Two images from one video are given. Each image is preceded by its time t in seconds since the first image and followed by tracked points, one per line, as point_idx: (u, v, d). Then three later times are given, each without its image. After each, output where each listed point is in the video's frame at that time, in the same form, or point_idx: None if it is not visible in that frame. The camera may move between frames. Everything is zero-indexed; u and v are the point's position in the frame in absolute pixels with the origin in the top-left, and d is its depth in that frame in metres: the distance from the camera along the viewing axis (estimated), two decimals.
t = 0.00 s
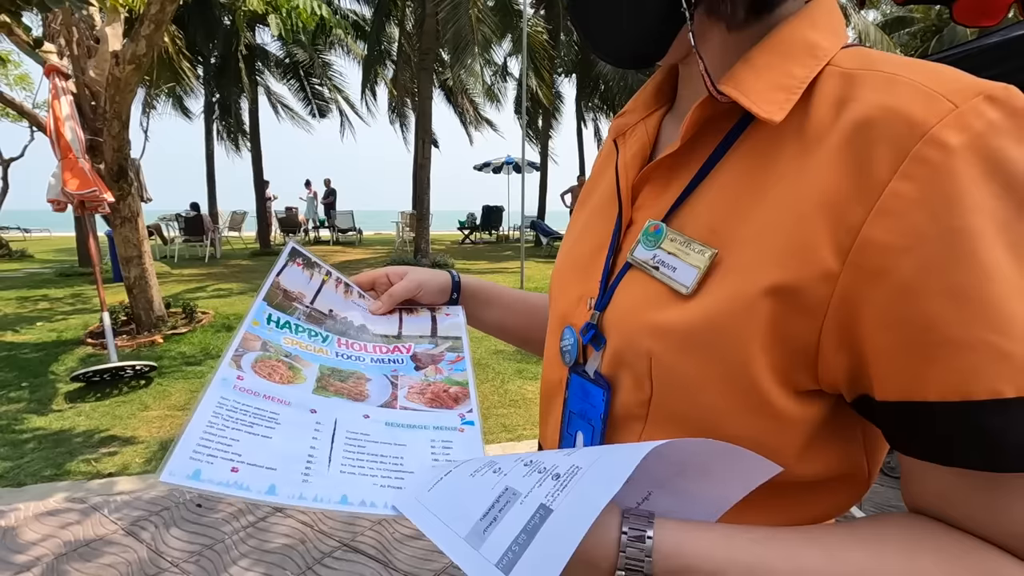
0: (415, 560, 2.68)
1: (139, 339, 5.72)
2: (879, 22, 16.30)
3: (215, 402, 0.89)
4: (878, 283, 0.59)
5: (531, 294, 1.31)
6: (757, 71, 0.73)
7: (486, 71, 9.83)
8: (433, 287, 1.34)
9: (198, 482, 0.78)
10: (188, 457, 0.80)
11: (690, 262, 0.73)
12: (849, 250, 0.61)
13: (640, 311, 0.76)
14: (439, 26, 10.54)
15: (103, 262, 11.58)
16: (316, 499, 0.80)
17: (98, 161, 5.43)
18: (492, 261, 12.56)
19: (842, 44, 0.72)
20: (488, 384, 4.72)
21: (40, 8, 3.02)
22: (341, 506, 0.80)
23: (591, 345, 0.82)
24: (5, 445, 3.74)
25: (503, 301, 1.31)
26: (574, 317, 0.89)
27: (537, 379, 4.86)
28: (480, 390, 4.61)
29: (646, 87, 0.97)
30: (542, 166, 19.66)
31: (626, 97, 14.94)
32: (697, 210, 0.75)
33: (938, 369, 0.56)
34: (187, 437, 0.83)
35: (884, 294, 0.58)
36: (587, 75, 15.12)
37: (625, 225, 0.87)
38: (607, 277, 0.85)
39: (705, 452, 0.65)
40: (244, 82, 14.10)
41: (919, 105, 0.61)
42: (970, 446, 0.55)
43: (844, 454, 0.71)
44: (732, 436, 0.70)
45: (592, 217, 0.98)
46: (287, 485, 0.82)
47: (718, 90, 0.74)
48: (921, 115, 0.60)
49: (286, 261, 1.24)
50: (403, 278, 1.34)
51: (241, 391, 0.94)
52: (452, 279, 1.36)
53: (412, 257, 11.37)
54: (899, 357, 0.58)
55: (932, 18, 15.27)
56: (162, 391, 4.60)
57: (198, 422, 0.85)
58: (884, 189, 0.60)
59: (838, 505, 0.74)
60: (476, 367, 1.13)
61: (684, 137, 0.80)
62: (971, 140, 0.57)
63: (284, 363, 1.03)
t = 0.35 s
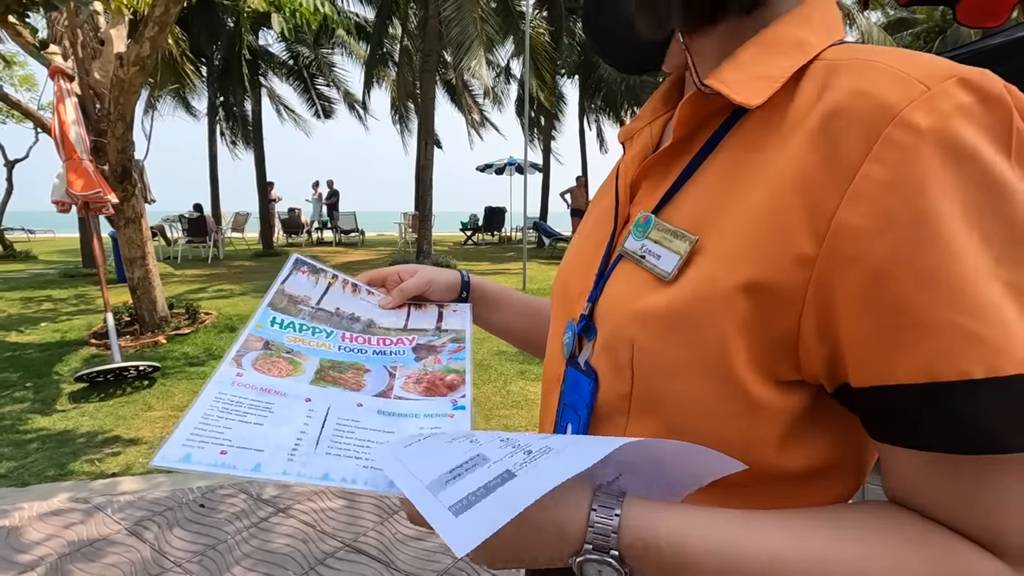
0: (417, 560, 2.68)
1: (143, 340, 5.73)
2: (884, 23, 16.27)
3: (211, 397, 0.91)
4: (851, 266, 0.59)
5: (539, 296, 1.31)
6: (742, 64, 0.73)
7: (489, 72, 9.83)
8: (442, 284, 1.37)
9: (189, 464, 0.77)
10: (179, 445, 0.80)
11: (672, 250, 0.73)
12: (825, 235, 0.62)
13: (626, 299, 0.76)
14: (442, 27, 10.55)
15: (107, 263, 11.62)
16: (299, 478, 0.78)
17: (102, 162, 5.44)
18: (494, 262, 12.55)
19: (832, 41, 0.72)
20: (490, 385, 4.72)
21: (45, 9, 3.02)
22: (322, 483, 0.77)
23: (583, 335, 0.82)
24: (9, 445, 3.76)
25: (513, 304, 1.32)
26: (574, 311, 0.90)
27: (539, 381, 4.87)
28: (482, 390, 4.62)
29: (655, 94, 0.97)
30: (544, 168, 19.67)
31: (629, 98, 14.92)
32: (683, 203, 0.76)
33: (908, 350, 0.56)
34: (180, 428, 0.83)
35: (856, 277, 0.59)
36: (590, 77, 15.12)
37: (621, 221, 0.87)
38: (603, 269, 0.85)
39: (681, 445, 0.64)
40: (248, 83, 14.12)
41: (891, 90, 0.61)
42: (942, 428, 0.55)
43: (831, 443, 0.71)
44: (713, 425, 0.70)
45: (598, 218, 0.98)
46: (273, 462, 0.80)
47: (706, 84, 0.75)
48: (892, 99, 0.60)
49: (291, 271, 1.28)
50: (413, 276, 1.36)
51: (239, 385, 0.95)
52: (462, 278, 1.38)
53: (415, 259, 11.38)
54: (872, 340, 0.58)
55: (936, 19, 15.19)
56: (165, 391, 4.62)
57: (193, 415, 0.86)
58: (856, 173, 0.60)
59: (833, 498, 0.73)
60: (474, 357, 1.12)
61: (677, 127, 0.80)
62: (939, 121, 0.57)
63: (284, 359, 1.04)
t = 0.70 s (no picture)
0: (418, 564, 2.68)
1: (145, 342, 5.75)
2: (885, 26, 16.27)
3: (198, 396, 0.91)
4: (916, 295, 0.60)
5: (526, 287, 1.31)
6: (803, 85, 0.73)
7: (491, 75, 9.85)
8: (427, 284, 1.33)
9: (178, 467, 0.79)
10: (168, 447, 0.81)
11: (727, 271, 0.73)
12: (888, 265, 0.62)
13: (675, 318, 0.76)
14: (444, 31, 10.57)
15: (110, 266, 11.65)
16: (291, 479, 0.80)
17: (105, 165, 5.46)
18: (496, 265, 12.55)
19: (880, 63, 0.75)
20: (492, 388, 4.72)
21: (49, 14, 3.05)
22: (316, 484, 0.79)
23: (615, 351, 0.81)
24: (12, 447, 3.77)
25: (501, 296, 1.31)
26: (592, 321, 0.89)
27: (541, 384, 4.86)
28: (484, 393, 4.62)
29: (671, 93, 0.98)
30: (546, 170, 19.68)
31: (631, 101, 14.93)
32: (729, 220, 0.76)
33: (963, 384, 0.57)
34: (169, 428, 0.84)
35: (918, 309, 0.59)
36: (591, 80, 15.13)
37: (652, 231, 0.87)
38: (633, 284, 0.85)
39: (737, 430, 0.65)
40: (250, 87, 14.16)
41: (969, 129, 0.61)
42: (990, 460, 0.55)
43: (867, 462, 0.72)
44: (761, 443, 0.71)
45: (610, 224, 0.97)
46: (265, 466, 0.82)
47: (766, 102, 0.74)
48: (971, 139, 0.61)
49: (275, 265, 1.26)
50: (399, 273, 1.35)
51: (226, 385, 0.96)
52: (448, 274, 1.35)
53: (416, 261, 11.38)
54: (929, 370, 0.59)
55: (937, 21, 15.18)
56: (168, 393, 4.62)
57: (181, 414, 0.87)
58: (929, 208, 0.61)
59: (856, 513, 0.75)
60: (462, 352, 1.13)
61: (725, 144, 0.80)
62: (1019, 166, 0.58)
63: (270, 358, 1.05)
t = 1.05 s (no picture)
0: (420, 565, 2.69)
1: (148, 344, 5.76)
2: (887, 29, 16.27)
3: (189, 379, 0.88)
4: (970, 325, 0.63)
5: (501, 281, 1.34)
6: (850, 112, 0.75)
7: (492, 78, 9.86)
8: (409, 282, 1.32)
9: (180, 447, 0.77)
10: (167, 426, 0.79)
11: (777, 306, 0.74)
12: (940, 293, 0.65)
13: (725, 349, 0.77)
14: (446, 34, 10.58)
15: (112, 268, 11.66)
16: (302, 464, 0.81)
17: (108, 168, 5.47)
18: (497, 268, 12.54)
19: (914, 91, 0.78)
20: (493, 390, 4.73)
21: (54, 18, 3.06)
22: (330, 469, 0.80)
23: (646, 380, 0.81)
24: (14, 449, 3.77)
25: (479, 290, 1.34)
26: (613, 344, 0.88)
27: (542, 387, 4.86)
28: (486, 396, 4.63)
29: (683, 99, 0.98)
30: (547, 173, 19.68)
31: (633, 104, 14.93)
32: (773, 249, 0.77)
33: (1016, 411, 0.61)
34: (162, 411, 0.81)
35: (972, 337, 0.63)
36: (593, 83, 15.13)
37: (680, 250, 0.86)
38: (664, 307, 0.85)
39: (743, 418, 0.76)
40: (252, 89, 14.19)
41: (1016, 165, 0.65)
42: None
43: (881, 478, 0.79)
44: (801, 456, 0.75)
45: (623, 233, 0.95)
46: (273, 450, 0.82)
47: (818, 135, 0.74)
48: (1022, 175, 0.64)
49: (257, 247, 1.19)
50: (379, 271, 1.30)
51: (217, 366, 0.93)
52: (427, 273, 1.34)
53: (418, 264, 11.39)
54: (980, 400, 0.63)
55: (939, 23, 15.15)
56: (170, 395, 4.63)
57: (175, 395, 0.84)
58: (985, 239, 0.64)
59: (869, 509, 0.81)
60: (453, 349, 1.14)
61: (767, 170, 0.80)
62: None
63: (259, 344, 1.02)
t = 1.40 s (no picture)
0: (421, 567, 2.69)
1: (150, 346, 5.77)
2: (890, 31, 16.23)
3: (223, 445, 0.87)
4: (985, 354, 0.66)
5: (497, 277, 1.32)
6: (875, 136, 0.76)
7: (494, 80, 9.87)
8: (407, 292, 1.29)
9: (234, 533, 0.78)
10: (217, 508, 0.79)
11: (797, 333, 0.76)
12: (960, 320, 0.67)
13: (742, 374, 0.79)
14: (448, 36, 10.58)
15: (113, 270, 11.67)
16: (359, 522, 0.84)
17: (111, 170, 5.49)
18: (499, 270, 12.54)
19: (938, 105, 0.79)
20: (495, 393, 4.73)
21: (59, 21, 3.08)
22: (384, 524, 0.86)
23: (661, 401, 0.83)
24: (18, 451, 3.78)
25: (473, 290, 1.32)
26: (626, 364, 0.90)
27: (544, 389, 4.86)
28: (488, 398, 4.63)
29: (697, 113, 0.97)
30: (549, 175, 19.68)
31: (634, 105, 14.92)
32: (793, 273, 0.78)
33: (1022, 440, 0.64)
34: (206, 495, 0.80)
35: (997, 367, 0.65)
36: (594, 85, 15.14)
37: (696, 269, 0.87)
38: (680, 329, 0.86)
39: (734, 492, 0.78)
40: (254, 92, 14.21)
41: None
42: None
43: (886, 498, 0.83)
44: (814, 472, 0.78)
45: (636, 247, 0.97)
46: (324, 513, 0.84)
47: (841, 158, 0.75)
48: None
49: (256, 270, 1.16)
50: (376, 284, 1.28)
51: (244, 428, 0.91)
52: (425, 279, 1.32)
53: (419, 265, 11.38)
54: (993, 431, 0.66)
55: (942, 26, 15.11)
56: (172, 398, 4.64)
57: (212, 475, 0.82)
58: (1009, 266, 0.65)
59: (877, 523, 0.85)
60: (464, 358, 1.15)
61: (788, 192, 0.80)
62: None
63: (277, 391, 1.00)
